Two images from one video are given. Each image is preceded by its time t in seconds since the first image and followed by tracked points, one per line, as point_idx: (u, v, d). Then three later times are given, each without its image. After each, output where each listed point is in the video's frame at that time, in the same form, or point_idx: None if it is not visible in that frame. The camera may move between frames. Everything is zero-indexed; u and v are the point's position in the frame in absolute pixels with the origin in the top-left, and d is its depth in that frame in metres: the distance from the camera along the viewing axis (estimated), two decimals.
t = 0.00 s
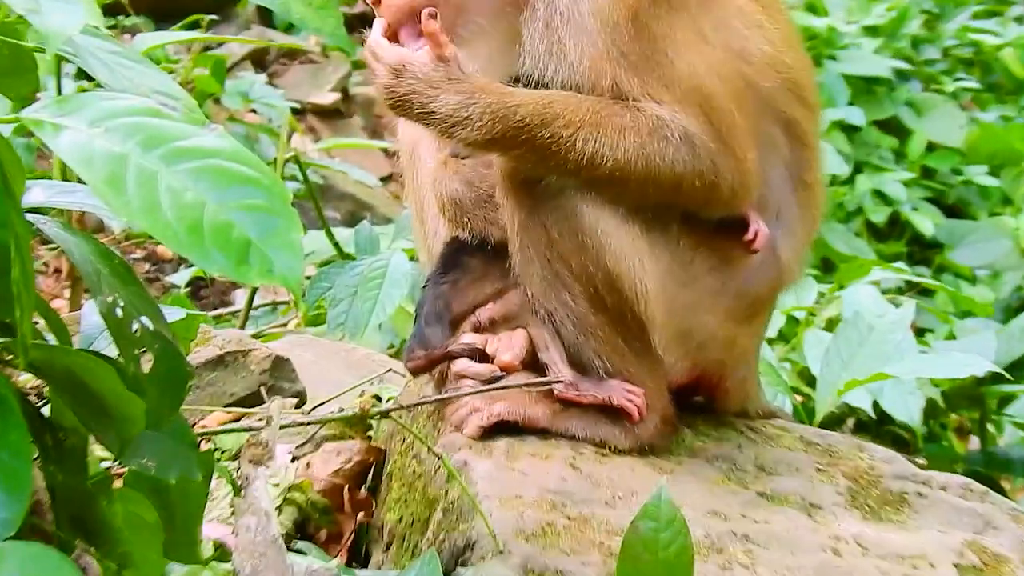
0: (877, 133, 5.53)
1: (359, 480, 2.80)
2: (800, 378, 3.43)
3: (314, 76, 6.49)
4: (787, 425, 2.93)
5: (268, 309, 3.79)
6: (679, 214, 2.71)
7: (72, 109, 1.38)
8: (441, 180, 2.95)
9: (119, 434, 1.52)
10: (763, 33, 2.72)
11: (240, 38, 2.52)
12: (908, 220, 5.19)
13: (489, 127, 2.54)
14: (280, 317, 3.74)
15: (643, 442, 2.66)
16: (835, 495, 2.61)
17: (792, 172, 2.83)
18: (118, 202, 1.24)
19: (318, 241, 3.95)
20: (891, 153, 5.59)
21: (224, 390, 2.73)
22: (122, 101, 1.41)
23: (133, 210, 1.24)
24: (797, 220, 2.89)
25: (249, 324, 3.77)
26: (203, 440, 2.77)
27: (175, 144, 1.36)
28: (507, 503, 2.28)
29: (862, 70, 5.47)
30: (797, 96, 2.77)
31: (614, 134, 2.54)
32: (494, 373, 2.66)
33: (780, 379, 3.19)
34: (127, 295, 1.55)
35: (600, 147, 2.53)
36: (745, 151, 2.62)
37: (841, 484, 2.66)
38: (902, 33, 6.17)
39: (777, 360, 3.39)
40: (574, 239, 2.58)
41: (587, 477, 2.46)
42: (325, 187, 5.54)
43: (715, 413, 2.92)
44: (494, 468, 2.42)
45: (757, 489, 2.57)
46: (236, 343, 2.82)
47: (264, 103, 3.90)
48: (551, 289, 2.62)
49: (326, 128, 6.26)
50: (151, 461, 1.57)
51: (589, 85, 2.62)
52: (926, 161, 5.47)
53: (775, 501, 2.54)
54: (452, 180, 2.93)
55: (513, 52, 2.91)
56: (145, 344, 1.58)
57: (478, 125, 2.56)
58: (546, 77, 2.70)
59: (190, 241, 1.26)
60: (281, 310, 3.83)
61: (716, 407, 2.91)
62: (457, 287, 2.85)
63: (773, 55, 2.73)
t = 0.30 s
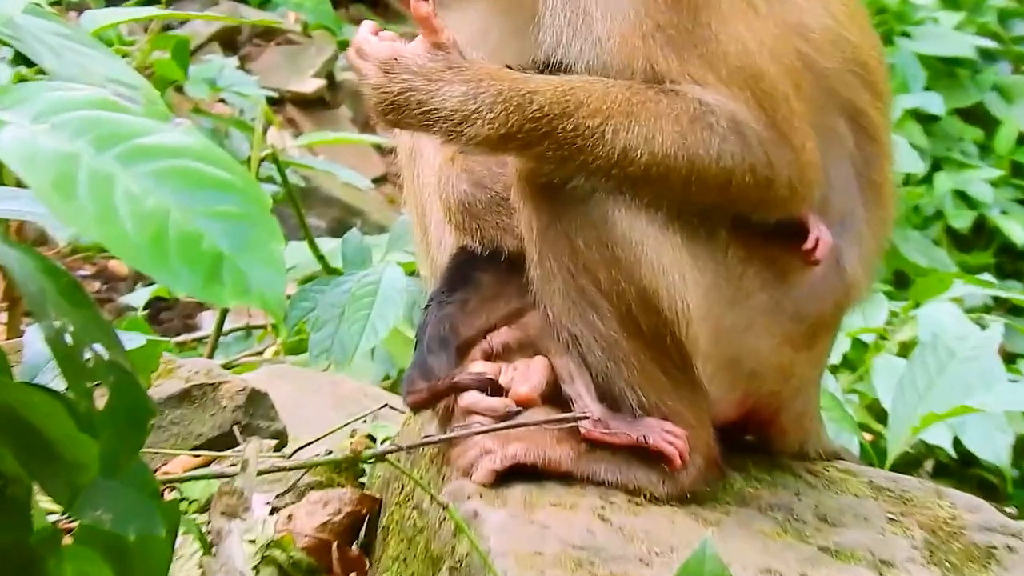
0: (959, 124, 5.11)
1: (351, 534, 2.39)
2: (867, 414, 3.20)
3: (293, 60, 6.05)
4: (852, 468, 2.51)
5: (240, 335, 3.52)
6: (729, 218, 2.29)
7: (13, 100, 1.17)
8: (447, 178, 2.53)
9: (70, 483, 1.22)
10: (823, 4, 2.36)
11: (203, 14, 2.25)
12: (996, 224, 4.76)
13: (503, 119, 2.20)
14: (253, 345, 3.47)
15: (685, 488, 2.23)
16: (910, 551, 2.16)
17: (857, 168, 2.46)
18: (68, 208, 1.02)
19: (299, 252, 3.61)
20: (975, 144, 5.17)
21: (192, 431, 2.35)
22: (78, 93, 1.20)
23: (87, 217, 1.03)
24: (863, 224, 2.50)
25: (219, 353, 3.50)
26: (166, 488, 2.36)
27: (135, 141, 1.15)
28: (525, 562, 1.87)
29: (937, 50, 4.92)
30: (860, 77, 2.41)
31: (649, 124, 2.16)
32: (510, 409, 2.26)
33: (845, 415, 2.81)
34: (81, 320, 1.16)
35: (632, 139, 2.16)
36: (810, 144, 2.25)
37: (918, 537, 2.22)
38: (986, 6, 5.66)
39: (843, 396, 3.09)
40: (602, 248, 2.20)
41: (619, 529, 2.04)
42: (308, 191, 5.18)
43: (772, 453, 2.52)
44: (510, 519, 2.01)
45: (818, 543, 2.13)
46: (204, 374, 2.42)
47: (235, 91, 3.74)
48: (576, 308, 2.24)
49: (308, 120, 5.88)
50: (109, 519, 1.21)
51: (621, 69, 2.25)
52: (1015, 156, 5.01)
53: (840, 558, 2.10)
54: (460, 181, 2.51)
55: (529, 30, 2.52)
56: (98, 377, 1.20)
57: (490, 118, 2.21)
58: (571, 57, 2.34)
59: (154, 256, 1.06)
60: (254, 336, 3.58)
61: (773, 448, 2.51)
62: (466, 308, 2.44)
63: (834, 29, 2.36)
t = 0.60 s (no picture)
0: (981, 124, 4.97)
1: (339, 551, 2.25)
2: (880, 428, 3.13)
3: (280, 53, 5.94)
4: (864, 484, 2.43)
5: (224, 345, 3.51)
6: (736, 222, 2.18)
7: None
8: (439, 183, 2.44)
9: (46, 497, 1.19)
10: None
11: (185, 3, 2.26)
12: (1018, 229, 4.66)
13: (499, 119, 2.10)
14: (237, 355, 3.48)
15: (690, 505, 2.14)
16: (925, 570, 2.04)
17: (869, 168, 2.35)
18: (44, 211, 0.96)
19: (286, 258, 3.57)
20: (998, 145, 5.05)
21: (171, 444, 2.31)
22: (50, 88, 1.13)
23: (64, 220, 0.96)
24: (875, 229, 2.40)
25: (201, 363, 3.51)
26: (148, 505, 2.26)
27: (114, 139, 1.07)
28: None
29: (958, 46, 4.81)
30: (873, 75, 2.31)
31: (653, 124, 2.08)
32: (505, 421, 2.14)
33: (858, 428, 2.72)
34: (53, 327, 1.11)
35: (635, 140, 2.08)
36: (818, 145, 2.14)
37: (932, 555, 2.10)
38: None
39: (856, 410, 2.99)
40: (603, 254, 2.09)
41: (619, 547, 1.91)
42: (292, 193, 5.10)
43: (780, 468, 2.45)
44: (504, 536, 1.89)
45: (827, 562, 2.01)
46: (185, 385, 2.40)
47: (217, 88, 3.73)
48: (575, 316, 2.13)
49: (294, 118, 5.78)
50: (84, 530, 1.22)
51: (621, 67, 2.15)
52: None
53: None
54: (453, 183, 2.41)
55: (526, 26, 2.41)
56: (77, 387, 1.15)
57: (485, 118, 2.11)
58: (568, 53, 2.23)
59: (135, 261, 0.98)
60: (239, 344, 3.56)
61: (778, 461, 2.44)
62: (459, 316, 2.33)
63: (846, 24, 2.26)
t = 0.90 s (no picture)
0: (976, 129, 4.99)
1: (335, 557, 2.24)
2: (875, 433, 3.14)
3: (276, 58, 5.95)
4: (860, 489, 2.43)
5: (219, 349, 3.52)
6: (735, 228, 2.18)
7: None
8: (437, 186, 2.43)
9: (41, 500, 1.32)
10: (832, 3, 2.26)
11: (179, 8, 2.26)
12: (1013, 234, 4.66)
13: (499, 124, 2.10)
14: (233, 359, 3.48)
15: (686, 510, 2.14)
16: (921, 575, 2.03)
17: (866, 172, 2.35)
18: (39, 215, 0.99)
19: (282, 263, 3.58)
20: (993, 150, 5.06)
21: (167, 448, 2.32)
22: (49, 93, 1.15)
23: (57, 225, 0.99)
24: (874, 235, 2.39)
25: (196, 366, 3.50)
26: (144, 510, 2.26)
27: (111, 144, 1.09)
28: None
29: (953, 51, 4.81)
30: (873, 81, 2.31)
31: (653, 129, 2.09)
32: (501, 427, 2.12)
33: (853, 433, 2.72)
34: (49, 335, 1.22)
35: (635, 145, 2.09)
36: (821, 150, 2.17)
37: (928, 560, 2.09)
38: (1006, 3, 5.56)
39: (851, 415, 3.00)
40: (602, 259, 2.09)
41: (615, 552, 1.90)
42: (288, 198, 5.11)
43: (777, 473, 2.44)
44: (500, 542, 1.88)
45: (823, 567, 2.00)
46: (181, 389, 2.41)
47: (213, 92, 3.75)
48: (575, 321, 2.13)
49: (290, 123, 5.78)
50: (81, 534, 1.41)
51: (621, 73, 2.15)
52: None
53: None
54: (451, 188, 2.41)
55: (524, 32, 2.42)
56: (72, 393, 1.27)
57: (485, 123, 2.11)
58: (565, 55, 2.23)
59: (130, 266, 0.99)
60: (235, 349, 3.58)
61: (773, 466, 2.43)
62: (453, 321, 2.31)
63: (845, 30, 2.26)
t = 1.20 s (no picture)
0: (974, 135, 4.99)
1: (333, 564, 2.24)
2: (873, 439, 3.14)
3: (273, 64, 5.97)
4: (858, 495, 2.44)
5: (216, 355, 3.53)
6: (732, 234, 2.18)
7: None
8: (434, 194, 2.42)
9: (39, 507, 1.34)
10: (829, 9, 2.25)
11: (178, 14, 2.25)
12: (1010, 240, 4.67)
13: (496, 130, 2.10)
14: (230, 366, 3.49)
15: (683, 516, 2.14)
16: None
17: (864, 179, 2.34)
18: (38, 221, 1.02)
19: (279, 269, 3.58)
20: (990, 155, 5.07)
21: (165, 455, 2.32)
22: (47, 99, 1.19)
23: (55, 232, 1.01)
24: (872, 241, 2.39)
25: (194, 373, 3.51)
26: (141, 517, 2.26)
27: (109, 151, 1.12)
28: None
29: (950, 56, 4.81)
30: (870, 87, 2.30)
31: (649, 136, 2.09)
32: (498, 434, 2.12)
33: (851, 439, 2.72)
34: (47, 339, 1.29)
35: (631, 152, 2.09)
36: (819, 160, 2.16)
37: (926, 567, 2.09)
38: (1002, 9, 5.55)
39: (848, 421, 3.00)
40: (599, 265, 2.10)
41: (613, 558, 1.90)
42: (285, 204, 5.11)
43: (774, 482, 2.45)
44: (498, 549, 1.88)
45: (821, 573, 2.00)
46: (179, 395, 2.40)
47: (210, 98, 3.75)
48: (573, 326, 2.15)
49: (287, 129, 5.78)
50: (79, 540, 1.47)
51: (619, 80, 2.15)
52: None
53: None
54: (448, 196, 2.41)
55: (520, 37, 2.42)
56: (69, 398, 1.35)
57: (483, 127, 2.11)
58: (562, 62, 2.23)
59: (128, 272, 1.02)
60: (232, 355, 3.59)
61: (771, 473, 2.43)
62: (447, 325, 2.30)
63: (843, 36, 2.26)
